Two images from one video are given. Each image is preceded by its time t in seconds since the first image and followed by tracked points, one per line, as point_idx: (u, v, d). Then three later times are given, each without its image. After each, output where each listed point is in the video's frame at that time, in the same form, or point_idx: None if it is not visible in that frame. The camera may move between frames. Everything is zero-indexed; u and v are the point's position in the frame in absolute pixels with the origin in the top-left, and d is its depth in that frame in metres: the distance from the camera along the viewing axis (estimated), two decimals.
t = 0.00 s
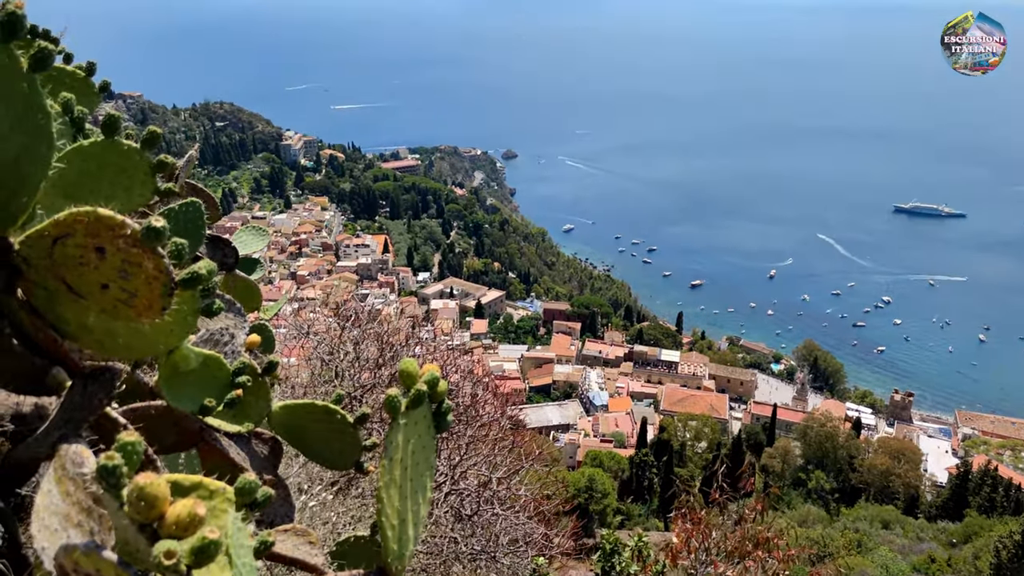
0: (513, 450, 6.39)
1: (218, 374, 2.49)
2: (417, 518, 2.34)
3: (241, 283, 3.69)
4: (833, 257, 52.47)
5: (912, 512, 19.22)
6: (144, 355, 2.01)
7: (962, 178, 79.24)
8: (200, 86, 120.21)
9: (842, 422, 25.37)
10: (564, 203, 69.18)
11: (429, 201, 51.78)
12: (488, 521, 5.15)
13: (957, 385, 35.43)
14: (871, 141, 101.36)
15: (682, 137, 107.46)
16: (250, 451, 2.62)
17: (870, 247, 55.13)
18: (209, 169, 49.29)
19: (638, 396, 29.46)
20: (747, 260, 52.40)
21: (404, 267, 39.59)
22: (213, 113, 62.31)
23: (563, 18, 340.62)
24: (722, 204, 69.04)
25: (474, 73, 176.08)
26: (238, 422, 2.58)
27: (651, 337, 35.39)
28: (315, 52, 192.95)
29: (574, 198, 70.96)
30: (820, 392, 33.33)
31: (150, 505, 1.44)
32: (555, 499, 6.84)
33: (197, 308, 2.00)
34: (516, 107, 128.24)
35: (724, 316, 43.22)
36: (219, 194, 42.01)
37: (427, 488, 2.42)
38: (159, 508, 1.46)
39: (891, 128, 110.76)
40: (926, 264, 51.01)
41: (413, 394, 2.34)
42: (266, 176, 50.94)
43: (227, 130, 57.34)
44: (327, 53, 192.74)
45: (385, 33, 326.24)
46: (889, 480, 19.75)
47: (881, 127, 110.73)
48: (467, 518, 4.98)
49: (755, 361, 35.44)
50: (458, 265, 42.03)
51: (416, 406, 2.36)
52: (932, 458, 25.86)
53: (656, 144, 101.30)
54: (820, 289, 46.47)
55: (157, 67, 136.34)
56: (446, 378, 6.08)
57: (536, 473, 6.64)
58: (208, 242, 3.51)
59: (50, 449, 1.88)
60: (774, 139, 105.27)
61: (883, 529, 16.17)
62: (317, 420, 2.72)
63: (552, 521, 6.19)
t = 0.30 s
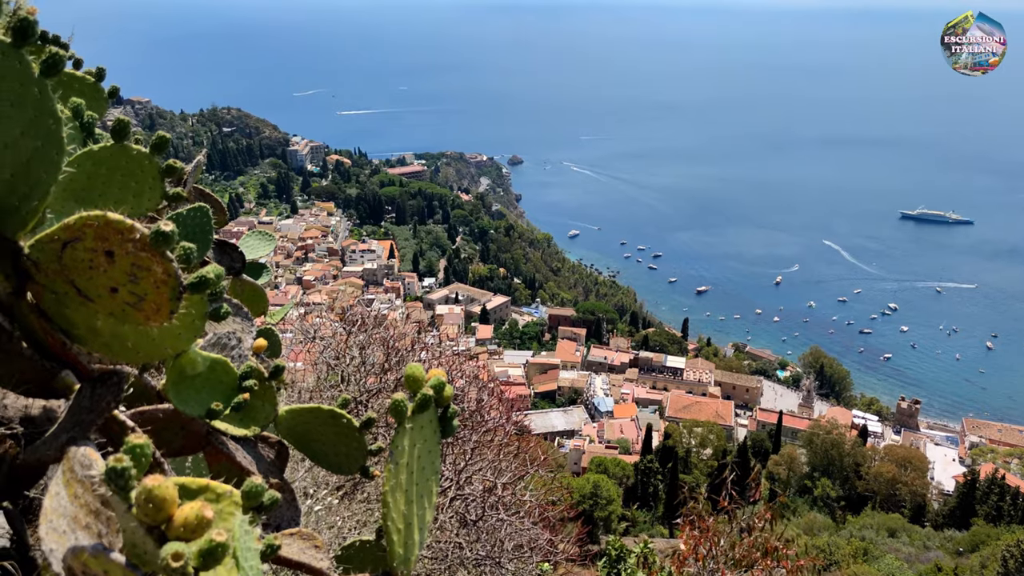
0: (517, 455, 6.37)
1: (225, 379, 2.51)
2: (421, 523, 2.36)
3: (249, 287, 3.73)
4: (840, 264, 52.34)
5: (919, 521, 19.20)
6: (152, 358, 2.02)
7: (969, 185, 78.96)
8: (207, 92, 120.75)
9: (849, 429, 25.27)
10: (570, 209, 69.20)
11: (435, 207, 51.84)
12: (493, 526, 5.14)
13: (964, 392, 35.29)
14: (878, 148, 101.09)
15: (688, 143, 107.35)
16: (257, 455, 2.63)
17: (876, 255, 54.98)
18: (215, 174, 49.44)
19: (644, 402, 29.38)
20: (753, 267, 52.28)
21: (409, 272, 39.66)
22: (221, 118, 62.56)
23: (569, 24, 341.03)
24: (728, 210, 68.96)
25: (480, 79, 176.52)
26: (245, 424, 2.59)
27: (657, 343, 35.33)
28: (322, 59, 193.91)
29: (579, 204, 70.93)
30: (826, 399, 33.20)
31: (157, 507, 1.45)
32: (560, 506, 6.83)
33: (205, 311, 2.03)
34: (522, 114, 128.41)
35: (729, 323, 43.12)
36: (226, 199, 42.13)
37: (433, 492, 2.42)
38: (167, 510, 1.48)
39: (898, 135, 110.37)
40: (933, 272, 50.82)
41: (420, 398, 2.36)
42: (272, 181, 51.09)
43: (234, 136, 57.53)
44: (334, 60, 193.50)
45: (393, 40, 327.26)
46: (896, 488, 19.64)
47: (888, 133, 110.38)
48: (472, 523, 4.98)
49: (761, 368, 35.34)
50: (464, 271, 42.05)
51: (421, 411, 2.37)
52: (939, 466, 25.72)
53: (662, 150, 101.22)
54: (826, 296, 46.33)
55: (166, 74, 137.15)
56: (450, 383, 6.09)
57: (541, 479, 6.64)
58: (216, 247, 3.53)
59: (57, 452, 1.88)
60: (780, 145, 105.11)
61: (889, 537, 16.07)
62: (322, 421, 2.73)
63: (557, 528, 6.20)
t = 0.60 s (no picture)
0: (520, 457, 6.38)
1: (227, 382, 2.51)
2: (423, 525, 2.37)
3: (252, 289, 3.74)
4: (845, 268, 52.20)
5: (925, 526, 19.11)
6: (154, 360, 2.03)
7: (976, 189, 78.62)
8: (213, 96, 121.14)
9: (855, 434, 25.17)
10: (575, 212, 69.17)
11: (440, 210, 51.87)
12: (497, 529, 5.13)
13: (971, 397, 35.13)
14: (884, 152, 100.76)
15: (694, 146, 107.23)
16: (259, 457, 2.64)
17: (882, 258, 54.80)
18: (221, 178, 49.58)
19: (649, 406, 29.32)
20: (758, 270, 52.16)
21: (414, 275, 39.72)
22: (227, 122, 62.75)
23: (574, 27, 341.21)
24: (734, 213, 68.86)
25: (486, 82, 176.83)
26: (248, 427, 2.59)
27: (662, 347, 35.27)
28: (328, 63, 194.46)
29: (585, 207, 70.92)
30: (832, 403, 33.09)
31: (158, 508, 1.46)
32: (564, 509, 6.83)
33: (207, 313, 2.03)
34: (527, 118, 128.48)
35: (734, 326, 43.01)
36: (232, 202, 42.21)
37: (434, 495, 2.43)
38: (167, 511, 1.49)
39: (905, 138, 110.01)
40: (939, 276, 50.62)
41: (422, 401, 2.36)
42: (278, 185, 51.19)
43: (240, 139, 57.70)
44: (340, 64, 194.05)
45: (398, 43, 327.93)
46: (902, 493, 19.53)
47: (893, 137, 110.18)
48: (475, 526, 4.98)
49: (766, 372, 35.22)
50: (469, 274, 42.07)
51: (422, 414, 2.37)
52: (945, 471, 25.59)
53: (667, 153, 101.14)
54: (832, 300, 46.18)
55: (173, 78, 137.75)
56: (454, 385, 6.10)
57: (544, 481, 6.65)
58: (220, 249, 3.55)
59: (60, 453, 1.88)
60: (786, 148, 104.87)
61: (895, 541, 15.98)
62: (325, 424, 2.74)
63: (561, 531, 6.20)
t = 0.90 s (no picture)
0: (524, 456, 6.38)
1: (231, 379, 2.51)
2: (427, 523, 2.37)
3: (257, 289, 3.74)
4: (850, 270, 52.08)
5: (929, 528, 19.05)
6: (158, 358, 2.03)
7: (981, 191, 78.36)
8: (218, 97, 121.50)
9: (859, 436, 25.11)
10: (580, 213, 69.18)
11: (444, 211, 51.90)
12: (500, 529, 5.14)
13: (975, 399, 35.05)
14: (889, 154, 100.52)
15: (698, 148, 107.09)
16: (263, 455, 2.64)
17: (887, 260, 54.66)
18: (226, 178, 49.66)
19: (652, 408, 29.29)
20: (763, 272, 52.07)
21: (418, 276, 39.80)
22: (232, 122, 62.88)
23: (579, 27, 341.16)
24: (738, 215, 68.75)
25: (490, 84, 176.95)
26: (251, 425, 2.61)
27: (665, 348, 35.25)
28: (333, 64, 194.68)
29: (589, 208, 70.89)
30: (836, 405, 33.01)
31: (162, 503, 1.47)
32: (568, 509, 6.83)
33: (211, 311, 2.04)
34: (530, 118, 128.55)
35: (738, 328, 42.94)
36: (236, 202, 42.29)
37: (437, 494, 2.43)
38: (171, 507, 1.50)
39: (910, 139, 109.66)
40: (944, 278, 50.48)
41: (425, 398, 2.37)
42: (283, 185, 51.28)
43: (246, 140, 57.82)
44: (345, 65, 194.38)
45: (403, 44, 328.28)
46: (905, 495, 19.45)
47: (898, 138, 109.91)
48: (479, 526, 4.99)
49: (770, 374, 35.14)
50: (473, 275, 42.10)
51: (427, 411, 2.38)
52: (950, 474, 25.49)
53: (671, 154, 101.02)
54: (836, 302, 46.08)
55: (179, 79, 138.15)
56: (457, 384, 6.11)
57: (548, 482, 6.66)
58: (224, 248, 3.56)
59: (64, 449, 1.88)
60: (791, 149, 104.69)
61: (899, 544, 15.92)
62: (329, 422, 2.75)
63: (564, 531, 6.19)
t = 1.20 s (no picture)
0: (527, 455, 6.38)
1: (237, 377, 2.51)
2: (432, 520, 2.36)
3: (261, 287, 3.75)
4: (853, 271, 51.96)
5: (933, 530, 19.05)
6: (167, 354, 2.05)
7: (986, 191, 78.14)
8: (223, 97, 121.56)
9: (862, 437, 25.06)
10: (583, 214, 69.12)
11: (448, 212, 51.89)
12: (504, 528, 5.16)
13: (980, 400, 34.97)
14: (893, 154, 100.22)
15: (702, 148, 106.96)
16: (268, 453, 2.65)
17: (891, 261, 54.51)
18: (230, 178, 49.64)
19: (656, 408, 29.24)
20: (767, 272, 51.96)
21: (422, 276, 39.85)
22: (236, 123, 62.90)
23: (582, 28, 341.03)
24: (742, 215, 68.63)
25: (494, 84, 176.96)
26: (258, 423, 2.62)
27: (669, 349, 35.21)
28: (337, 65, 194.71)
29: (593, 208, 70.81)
30: (840, 407, 32.94)
31: (170, 498, 1.49)
32: (572, 509, 6.84)
33: (218, 306, 2.05)
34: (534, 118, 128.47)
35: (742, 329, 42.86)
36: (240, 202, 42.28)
37: (443, 491, 2.43)
38: (179, 500, 1.51)
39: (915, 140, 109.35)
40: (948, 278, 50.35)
41: (430, 396, 2.39)
42: (287, 185, 51.27)
43: (249, 140, 57.86)
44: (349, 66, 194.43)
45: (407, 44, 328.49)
46: (910, 496, 19.35)
47: (902, 139, 109.58)
48: (483, 524, 5.00)
49: (775, 375, 35.07)
50: (476, 276, 42.09)
51: (432, 408, 2.40)
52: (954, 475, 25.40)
53: (675, 155, 100.91)
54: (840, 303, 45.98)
55: (182, 79, 138.26)
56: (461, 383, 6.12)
57: (552, 482, 6.65)
58: (229, 247, 3.57)
59: (72, 445, 1.90)
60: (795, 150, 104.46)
61: (903, 545, 15.86)
62: (335, 421, 2.75)
63: (567, 531, 6.19)
